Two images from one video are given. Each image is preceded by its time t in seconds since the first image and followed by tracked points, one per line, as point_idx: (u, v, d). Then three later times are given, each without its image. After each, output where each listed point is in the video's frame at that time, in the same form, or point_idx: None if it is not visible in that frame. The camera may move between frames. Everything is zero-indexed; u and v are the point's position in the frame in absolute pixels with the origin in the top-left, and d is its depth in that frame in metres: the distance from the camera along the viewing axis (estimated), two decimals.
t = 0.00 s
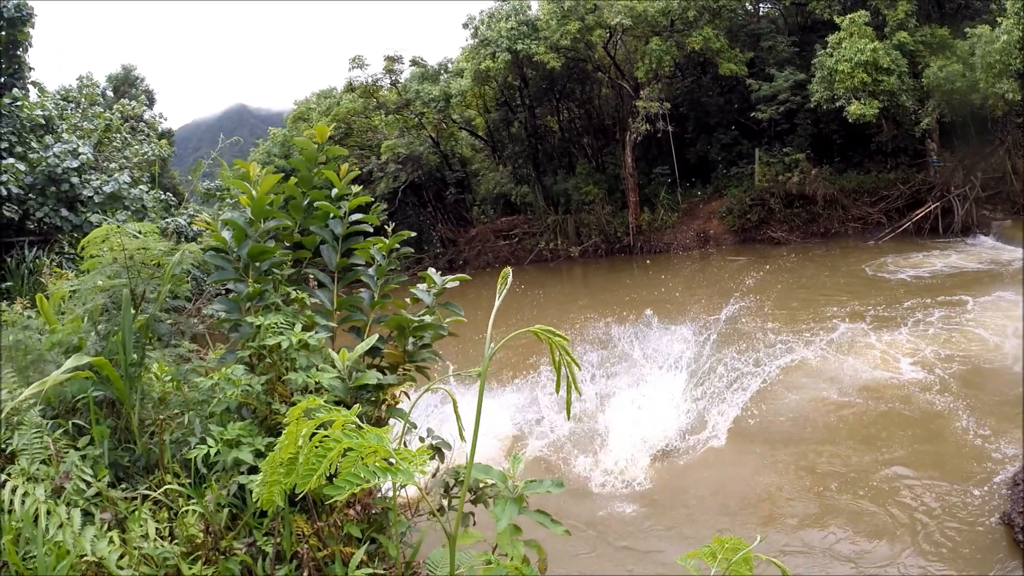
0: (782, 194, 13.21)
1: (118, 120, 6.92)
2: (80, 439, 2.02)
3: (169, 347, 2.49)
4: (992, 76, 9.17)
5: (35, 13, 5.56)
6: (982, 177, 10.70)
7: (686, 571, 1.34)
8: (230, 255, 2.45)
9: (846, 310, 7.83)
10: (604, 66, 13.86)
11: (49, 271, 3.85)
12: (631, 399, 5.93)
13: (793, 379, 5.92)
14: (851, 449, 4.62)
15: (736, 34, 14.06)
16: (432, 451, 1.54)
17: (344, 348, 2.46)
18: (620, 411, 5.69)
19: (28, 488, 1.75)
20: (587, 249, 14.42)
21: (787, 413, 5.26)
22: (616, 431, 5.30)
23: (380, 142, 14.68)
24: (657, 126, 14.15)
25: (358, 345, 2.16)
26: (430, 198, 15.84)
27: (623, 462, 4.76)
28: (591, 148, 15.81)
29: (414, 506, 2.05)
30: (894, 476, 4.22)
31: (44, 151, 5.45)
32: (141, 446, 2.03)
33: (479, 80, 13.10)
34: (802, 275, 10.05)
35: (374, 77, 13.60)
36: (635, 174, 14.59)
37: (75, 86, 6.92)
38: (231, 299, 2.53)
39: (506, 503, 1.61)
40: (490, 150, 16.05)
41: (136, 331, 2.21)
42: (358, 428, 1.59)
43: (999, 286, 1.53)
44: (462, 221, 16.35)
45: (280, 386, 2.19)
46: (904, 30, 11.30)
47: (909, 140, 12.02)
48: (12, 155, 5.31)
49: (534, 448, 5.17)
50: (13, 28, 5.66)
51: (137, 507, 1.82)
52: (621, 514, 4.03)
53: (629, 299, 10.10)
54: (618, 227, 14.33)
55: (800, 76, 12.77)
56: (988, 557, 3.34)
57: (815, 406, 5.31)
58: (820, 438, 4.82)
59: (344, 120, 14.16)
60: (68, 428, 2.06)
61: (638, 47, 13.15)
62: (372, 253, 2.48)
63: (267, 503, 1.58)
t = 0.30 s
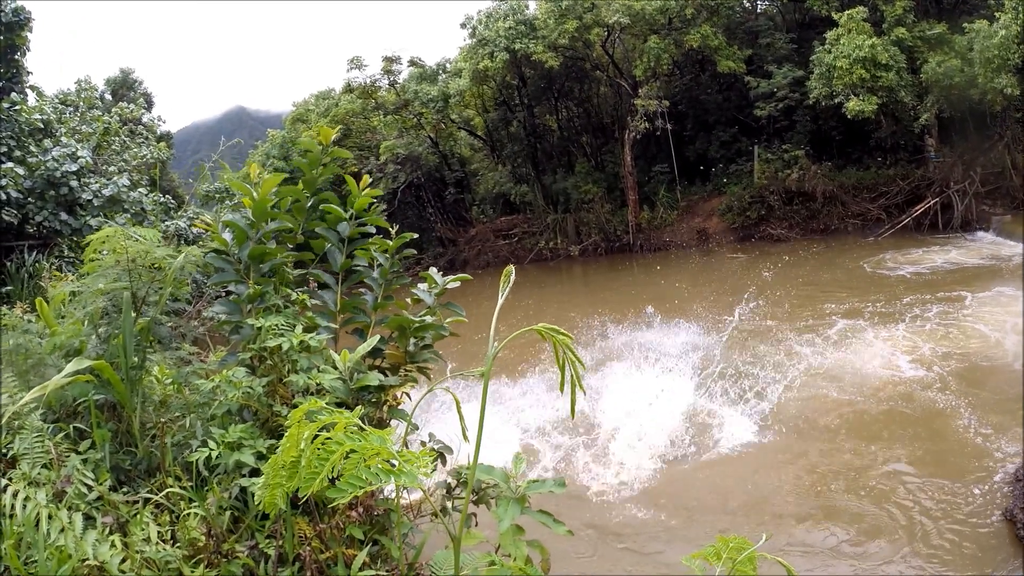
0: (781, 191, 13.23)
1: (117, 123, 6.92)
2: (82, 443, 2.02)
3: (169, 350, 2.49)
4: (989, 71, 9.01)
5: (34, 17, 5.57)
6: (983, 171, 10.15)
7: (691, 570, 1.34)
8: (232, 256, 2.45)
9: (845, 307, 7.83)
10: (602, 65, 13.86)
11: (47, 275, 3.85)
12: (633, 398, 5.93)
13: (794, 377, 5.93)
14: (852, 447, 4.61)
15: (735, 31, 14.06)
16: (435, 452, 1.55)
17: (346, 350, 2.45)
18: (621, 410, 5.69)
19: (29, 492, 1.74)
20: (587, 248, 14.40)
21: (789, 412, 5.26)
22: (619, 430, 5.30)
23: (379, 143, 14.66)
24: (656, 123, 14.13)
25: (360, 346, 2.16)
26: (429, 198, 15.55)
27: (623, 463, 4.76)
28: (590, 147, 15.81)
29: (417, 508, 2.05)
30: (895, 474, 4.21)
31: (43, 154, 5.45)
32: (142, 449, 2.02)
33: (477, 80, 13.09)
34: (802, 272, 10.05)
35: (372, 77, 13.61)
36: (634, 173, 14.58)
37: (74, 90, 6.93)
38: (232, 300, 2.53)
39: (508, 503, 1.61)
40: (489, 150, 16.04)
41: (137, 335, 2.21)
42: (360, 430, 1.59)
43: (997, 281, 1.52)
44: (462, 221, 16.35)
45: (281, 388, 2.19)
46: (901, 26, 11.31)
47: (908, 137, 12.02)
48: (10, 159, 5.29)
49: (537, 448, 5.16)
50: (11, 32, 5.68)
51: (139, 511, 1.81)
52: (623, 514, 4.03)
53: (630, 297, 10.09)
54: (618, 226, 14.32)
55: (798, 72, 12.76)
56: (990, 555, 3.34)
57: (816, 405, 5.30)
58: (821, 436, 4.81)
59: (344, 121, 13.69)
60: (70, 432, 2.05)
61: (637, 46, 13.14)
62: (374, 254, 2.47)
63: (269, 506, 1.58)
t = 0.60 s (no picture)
0: (780, 192, 13.23)
1: (116, 125, 6.92)
2: (80, 446, 2.02)
3: (169, 353, 2.48)
4: (989, 71, 9.11)
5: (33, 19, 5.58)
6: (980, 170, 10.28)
7: None
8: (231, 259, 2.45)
9: (843, 308, 7.85)
10: (601, 66, 13.86)
11: (47, 277, 3.85)
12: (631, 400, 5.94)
13: (793, 379, 5.94)
14: (851, 449, 4.63)
15: (734, 32, 14.07)
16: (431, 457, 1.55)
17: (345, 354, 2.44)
18: (620, 412, 5.70)
19: (27, 495, 1.74)
20: (586, 249, 14.41)
21: (788, 414, 5.27)
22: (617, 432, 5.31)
23: (378, 144, 14.65)
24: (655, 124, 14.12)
25: (359, 348, 2.15)
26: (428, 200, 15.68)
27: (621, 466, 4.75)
28: (589, 148, 15.80)
29: (415, 512, 2.06)
30: (894, 476, 4.22)
31: (42, 157, 5.45)
32: (140, 452, 2.03)
33: (476, 81, 13.07)
34: (801, 272, 10.06)
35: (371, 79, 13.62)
36: (633, 174, 14.58)
37: (73, 92, 6.92)
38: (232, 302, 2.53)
39: (507, 506, 1.61)
40: (488, 152, 16.04)
41: (136, 338, 2.21)
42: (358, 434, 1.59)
43: (994, 286, 1.53)
44: (461, 223, 16.36)
45: (280, 391, 2.19)
46: (900, 26, 11.34)
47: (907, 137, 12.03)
48: (10, 161, 5.29)
49: (534, 451, 5.17)
50: (11, 35, 5.71)
51: (137, 514, 1.81)
52: (619, 516, 4.05)
53: (629, 299, 10.09)
54: (617, 227, 14.33)
55: (797, 73, 12.77)
56: (990, 557, 3.35)
57: (814, 407, 5.32)
58: (819, 439, 4.82)
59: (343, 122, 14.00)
60: (68, 434, 2.05)
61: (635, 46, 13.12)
62: (374, 257, 2.46)
63: (266, 510, 1.58)
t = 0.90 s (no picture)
0: (772, 194, 13.28)
1: (107, 130, 6.87)
2: (70, 454, 2.00)
3: (160, 360, 2.47)
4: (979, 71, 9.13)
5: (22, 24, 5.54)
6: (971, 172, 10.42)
7: None
8: (221, 265, 2.44)
9: (832, 309, 7.92)
10: (592, 68, 13.91)
11: (37, 285, 3.83)
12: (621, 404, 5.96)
13: (784, 381, 5.97)
14: (844, 451, 4.65)
15: (725, 35, 14.16)
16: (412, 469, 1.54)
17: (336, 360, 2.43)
18: (612, 415, 5.71)
19: (16, 505, 1.72)
20: (578, 252, 14.49)
21: (779, 416, 5.31)
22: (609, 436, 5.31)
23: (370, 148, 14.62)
24: (646, 127, 14.18)
25: (348, 355, 2.12)
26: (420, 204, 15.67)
27: (614, 471, 4.74)
28: (581, 151, 15.81)
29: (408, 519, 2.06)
30: (887, 477, 4.24)
31: (32, 162, 5.40)
32: (131, 460, 2.01)
33: (467, 85, 13.09)
34: (791, 274, 10.12)
35: (362, 82, 13.62)
36: (624, 176, 14.62)
37: (64, 97, 6.88)
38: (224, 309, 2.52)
39: (498, 512, 1.62)
40: (479, 155, 16.03)
41: (127, 346, 2.20)
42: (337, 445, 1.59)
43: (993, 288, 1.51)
44: (453, 226, 16.38)
45: (269, 397, 2.15)
46: (890, 27, 11.40)
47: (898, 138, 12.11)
48: None
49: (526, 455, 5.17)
50: None
51: (127, 523, 1.80)
52: (613, 521, 4.05)
53: (622, 301, 10.11)
54: (608, 229, 14.38)
55: (787, 76, 12.86)
56: (984, 558, 3.37)
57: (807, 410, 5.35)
58: (812, 441, 4.85)
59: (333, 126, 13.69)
60: (57, 443, 2.04)
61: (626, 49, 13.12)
62: (365, 262, 2.45)
63: (252, 520, 1.58)
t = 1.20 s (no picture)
0: (752, 199, 13.47)
1: (88, 119, 6.77)
2: (38, 441, 1.99)
3: (132, 349, 2.44)
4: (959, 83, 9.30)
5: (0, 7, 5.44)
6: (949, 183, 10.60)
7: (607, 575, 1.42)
8: (190, 255, 2.44)
9: (807, 314, 8.05)
10: (576, 69, 13.95)
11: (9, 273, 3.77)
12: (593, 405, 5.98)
13: (759, 385, 6.03)
14: (815, 454, 4.71)
15: (709, 40, 14.29)
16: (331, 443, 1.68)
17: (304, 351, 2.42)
18: (586, 415, 5.72)
19: None
20: (558, 252, 14.60)
21: (755, 418, 5.38)
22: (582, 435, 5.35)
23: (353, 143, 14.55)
24: (629, 129, 14.26)
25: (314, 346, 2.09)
26: (402, 201, 15.65)
27: (587, 468, 4.75)
28: (563, 152, 15.84)
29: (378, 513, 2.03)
30: (863, 479, 4.30)
31: (10, 148, 5.32)
32: (99, 447, 2.01)
33: (452, 82, 13.07)
34: (769, 278, 10.26)
35: (347, 78, 13.57)
36: (606, 178, 14.70)
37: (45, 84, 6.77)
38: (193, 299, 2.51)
39: (460, 505, 1.62)
40: (462, 153, 16.00)
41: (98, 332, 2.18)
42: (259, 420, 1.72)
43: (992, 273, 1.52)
44: (435, 224, 16.38)
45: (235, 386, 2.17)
46: (873, 37, 11.66)
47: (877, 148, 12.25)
48: None
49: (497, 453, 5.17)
50: None
51: (94, 508, 1.81)
52: (587, 520, 4.08)
53: (603, 302, 10.17)
54: (589, 230, 14.48)
55: (769, 82, 13.00)
56: (960, 559, 3.42)
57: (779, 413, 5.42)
58: (785, 444, 4.90)
59: (316, 121, 13.84)
60: (26, 429, 2.02)
61: (611, 52, 13.23)
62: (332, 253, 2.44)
63: (192, 494, 1.65)
